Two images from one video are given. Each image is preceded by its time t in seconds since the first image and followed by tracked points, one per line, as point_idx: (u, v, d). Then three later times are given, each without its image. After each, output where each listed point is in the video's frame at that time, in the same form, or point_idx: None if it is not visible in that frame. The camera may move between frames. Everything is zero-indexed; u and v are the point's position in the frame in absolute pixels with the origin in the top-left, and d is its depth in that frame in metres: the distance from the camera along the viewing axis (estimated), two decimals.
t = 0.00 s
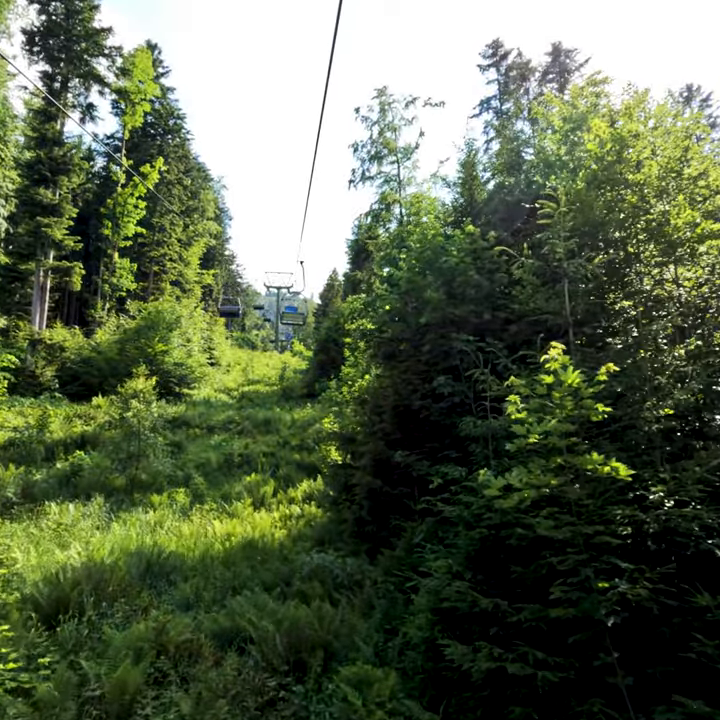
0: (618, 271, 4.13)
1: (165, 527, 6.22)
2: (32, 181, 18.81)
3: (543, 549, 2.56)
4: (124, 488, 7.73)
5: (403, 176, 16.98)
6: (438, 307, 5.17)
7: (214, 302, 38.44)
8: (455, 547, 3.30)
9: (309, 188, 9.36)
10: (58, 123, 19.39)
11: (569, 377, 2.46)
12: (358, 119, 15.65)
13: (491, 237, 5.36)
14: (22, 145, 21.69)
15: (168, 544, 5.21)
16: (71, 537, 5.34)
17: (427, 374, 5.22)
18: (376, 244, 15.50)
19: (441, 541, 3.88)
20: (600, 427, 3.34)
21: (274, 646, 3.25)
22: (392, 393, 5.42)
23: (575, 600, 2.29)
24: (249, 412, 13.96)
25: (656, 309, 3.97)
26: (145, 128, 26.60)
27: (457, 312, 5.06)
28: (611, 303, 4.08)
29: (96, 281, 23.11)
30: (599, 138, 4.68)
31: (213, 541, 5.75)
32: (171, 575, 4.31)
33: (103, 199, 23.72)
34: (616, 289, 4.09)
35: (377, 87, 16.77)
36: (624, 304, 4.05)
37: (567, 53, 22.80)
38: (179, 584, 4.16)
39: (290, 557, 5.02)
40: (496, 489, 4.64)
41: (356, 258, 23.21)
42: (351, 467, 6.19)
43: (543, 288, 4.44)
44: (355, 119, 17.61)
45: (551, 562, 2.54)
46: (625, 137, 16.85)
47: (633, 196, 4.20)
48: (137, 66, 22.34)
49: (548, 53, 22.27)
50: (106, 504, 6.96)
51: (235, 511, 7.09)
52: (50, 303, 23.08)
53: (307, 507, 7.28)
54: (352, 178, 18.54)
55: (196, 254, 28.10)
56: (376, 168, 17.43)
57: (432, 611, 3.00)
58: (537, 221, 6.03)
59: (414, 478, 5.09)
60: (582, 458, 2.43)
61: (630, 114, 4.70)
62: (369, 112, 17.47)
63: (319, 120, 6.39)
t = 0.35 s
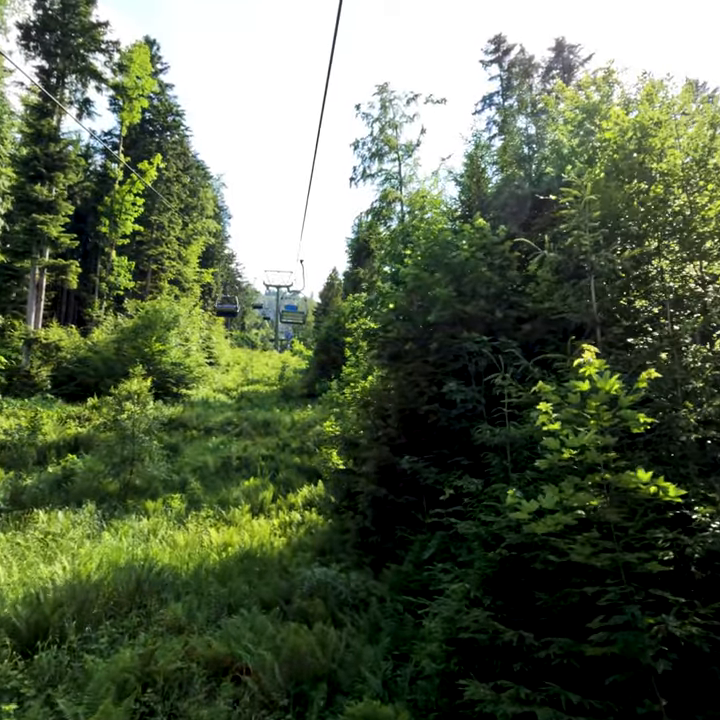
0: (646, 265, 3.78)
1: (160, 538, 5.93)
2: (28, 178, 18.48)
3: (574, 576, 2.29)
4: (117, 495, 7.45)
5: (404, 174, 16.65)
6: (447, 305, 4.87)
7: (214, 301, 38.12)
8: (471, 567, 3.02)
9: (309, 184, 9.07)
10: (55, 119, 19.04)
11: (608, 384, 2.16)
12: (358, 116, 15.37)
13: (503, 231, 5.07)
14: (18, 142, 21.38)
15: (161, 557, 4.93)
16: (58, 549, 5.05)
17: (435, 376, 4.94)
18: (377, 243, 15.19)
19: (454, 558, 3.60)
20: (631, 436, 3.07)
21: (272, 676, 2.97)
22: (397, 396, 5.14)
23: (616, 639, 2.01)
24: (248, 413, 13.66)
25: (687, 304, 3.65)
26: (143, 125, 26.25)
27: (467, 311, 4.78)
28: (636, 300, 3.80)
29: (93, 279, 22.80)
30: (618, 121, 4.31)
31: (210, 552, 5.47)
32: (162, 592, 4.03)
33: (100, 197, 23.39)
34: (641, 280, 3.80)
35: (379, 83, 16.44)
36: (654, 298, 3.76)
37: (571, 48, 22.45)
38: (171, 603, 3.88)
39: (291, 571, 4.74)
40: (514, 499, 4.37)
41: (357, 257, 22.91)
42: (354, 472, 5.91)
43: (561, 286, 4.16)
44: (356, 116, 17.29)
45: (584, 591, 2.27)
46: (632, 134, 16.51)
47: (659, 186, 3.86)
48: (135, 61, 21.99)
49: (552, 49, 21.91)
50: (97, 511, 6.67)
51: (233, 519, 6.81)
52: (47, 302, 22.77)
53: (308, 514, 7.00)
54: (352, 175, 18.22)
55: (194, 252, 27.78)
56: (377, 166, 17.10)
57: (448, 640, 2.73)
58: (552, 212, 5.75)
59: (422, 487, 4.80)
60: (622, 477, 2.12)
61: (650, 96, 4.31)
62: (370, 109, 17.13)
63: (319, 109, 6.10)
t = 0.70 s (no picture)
0: (675, 257, 3.52)
1: (153, 548, 5.65)
2: (22, 174, 18.12)
3: (613, 612, 2.02)
4: (110, 501, 7.15)
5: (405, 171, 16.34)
6: (456, 302, 4.58)
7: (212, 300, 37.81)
8: (489, 590, 2.75)
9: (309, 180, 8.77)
10: (50, 114, 18.67)
11: (656, 392, 1.85)
12: (358, 112, 15.03)
13: (516, 224, 4.78)
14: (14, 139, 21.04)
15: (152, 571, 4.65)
16: (44, 562, 4.76)
17: (444, 378, 4.66)
18: (378, 240, 14.90)
19: (467, 576, 3.34)
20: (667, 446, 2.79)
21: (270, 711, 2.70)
22: (404, 400, 4.84)
23: (668, 693, 1.73)
24: (246, 413, 13.37)
25: None
26: (141, 121, 25.91)
27: (478, 309, 4.49)
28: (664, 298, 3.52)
29: (90, 278, 22.47)
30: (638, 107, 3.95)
31: (205, 564, 5.19)
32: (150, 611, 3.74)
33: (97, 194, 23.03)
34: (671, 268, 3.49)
35: (379, 79, 16.13)
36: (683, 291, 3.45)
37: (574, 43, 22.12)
38: (161, 624, 3.60)
39: (291, 587, 4.46)
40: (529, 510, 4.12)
41: (356, 255, 22.61)
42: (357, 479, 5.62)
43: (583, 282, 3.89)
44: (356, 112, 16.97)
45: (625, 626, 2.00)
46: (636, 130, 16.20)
47: (686, 174, 3.53)
48: (132, 57, 21.66)
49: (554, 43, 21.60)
50: (88, 518, 6.38)
51: (230, 526, 6.52)
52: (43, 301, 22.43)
53: (308, 521, 6.71)
54: (352, 172, 17.91)
55: (193, 251, 27.48)
56: (377, 163, 16.80)
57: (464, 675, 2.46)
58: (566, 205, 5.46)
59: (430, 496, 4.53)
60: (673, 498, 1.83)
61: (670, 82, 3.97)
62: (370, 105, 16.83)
63: (320, 97, 5.78)
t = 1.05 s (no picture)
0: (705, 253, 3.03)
1: (144, 559, 5.37)
2: (16, 170, 17.77)
3: (668, 657, 1.75)
4: (101, 508, 6.86)
5: (405, 168, 16.03)
6: (467, 298, 4.28)
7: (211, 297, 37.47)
8: (512, 620, 2.47)
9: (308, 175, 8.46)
10: (44, 109, 18.30)
11: (717, 402, 1.58)
12: (358, 107, 14.71)
13: (531, 216, 4.49)
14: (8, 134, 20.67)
15: (141, 586, 4.37)
16: (26, 576, 4.48)
17: (454, 380, 4.38)
18: (379, 237, 14.61)
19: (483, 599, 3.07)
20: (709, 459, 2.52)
21: None
22: (410, 403, 4.56)
23: None
24: (244, 413, 13.08)
25: None
26: (137, 116, 25.53)
27: (489, 307, 4.21)
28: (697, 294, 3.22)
29: (86, 275, 22.14)
30: (663, 93, 3.65)
31: (198, 577, 4.91)
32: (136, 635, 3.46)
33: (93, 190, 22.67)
34: (695, 263, 3.02)
35: (379, 74, 15.81)
36: (708, 288, 3.01)
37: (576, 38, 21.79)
38: (149, 649, 3.32)
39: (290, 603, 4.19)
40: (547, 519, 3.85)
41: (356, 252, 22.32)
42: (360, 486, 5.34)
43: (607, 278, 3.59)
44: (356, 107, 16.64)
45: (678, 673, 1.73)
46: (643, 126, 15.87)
47: None
48: (128, 51, 21.29)
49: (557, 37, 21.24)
50: (77, 526, 6.09)
51: (226, 535, 6.23)
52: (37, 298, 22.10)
53: (308, 528, 6.44)
54: (352, 169, 17.59)
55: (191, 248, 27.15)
56: (377, 159, 16.49)
57: None
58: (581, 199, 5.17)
59: (438, 506, 4.24)
60: None
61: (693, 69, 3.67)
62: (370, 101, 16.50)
63: (320, 84, 5.48)
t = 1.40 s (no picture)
0: None
1: (134, 573, 5.09)
2: (10, 167, 17.44)
3: None
4: (92, 515, 6.57)
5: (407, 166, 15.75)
6: (480, 296, 4.02)
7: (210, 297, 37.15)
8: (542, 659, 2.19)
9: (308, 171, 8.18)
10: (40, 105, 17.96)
11: None
12: (358, 103, 14.38)
13: (549, 209, 4.22)
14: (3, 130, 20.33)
15: (129, 605, 4.09)
16: (6, 594, 4.19)
17: (465, 384, 4.10)
18: (381, 235, 14.33)
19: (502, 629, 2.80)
20: None
21: None
22: (418, 408, 4.27)
23: None
24: (243, 415, 12.78)
25: None
26: (135, 113, 25.21)
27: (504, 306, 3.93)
28: None
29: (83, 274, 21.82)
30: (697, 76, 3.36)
31: (191, 593, 4.62)
32: (121, 664, 3.18)
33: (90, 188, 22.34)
34: None
35: (380, 70, 15.52)
36: None
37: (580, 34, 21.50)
38: (133, 680, 3.03)
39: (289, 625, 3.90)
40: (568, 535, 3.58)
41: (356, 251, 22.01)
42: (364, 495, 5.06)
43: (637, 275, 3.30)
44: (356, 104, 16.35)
45: None
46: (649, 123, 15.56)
47: None
48: (126, 46, 20.98)
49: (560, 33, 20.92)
50: (65, 536, 5.80)
51: (221, 545, 5.93)
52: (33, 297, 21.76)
53: (308, 537, 6.15)
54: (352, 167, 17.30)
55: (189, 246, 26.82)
56: (378, 157, 16.20)
57: None
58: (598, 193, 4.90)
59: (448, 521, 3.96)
60: None
61: None
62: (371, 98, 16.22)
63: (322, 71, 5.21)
